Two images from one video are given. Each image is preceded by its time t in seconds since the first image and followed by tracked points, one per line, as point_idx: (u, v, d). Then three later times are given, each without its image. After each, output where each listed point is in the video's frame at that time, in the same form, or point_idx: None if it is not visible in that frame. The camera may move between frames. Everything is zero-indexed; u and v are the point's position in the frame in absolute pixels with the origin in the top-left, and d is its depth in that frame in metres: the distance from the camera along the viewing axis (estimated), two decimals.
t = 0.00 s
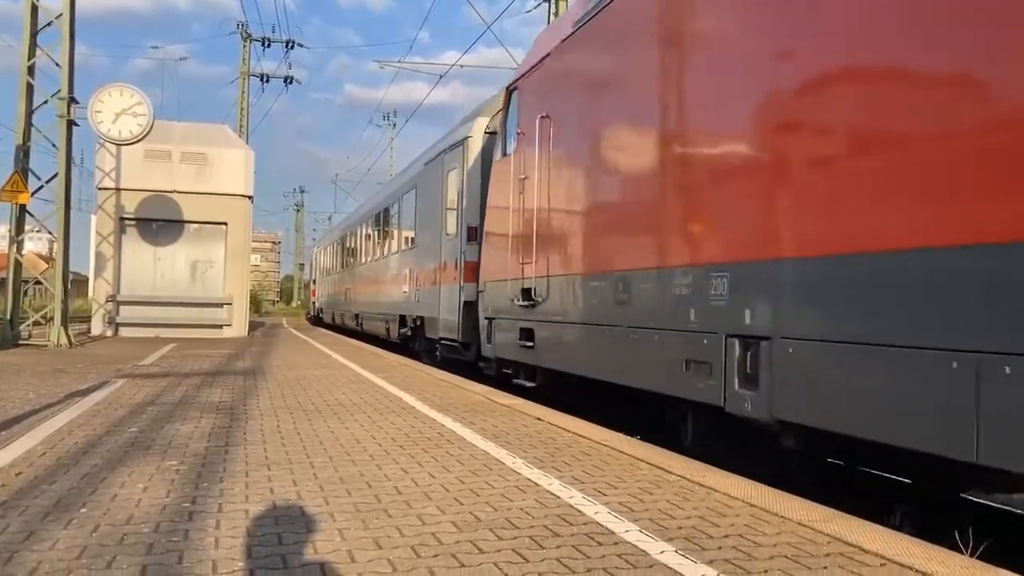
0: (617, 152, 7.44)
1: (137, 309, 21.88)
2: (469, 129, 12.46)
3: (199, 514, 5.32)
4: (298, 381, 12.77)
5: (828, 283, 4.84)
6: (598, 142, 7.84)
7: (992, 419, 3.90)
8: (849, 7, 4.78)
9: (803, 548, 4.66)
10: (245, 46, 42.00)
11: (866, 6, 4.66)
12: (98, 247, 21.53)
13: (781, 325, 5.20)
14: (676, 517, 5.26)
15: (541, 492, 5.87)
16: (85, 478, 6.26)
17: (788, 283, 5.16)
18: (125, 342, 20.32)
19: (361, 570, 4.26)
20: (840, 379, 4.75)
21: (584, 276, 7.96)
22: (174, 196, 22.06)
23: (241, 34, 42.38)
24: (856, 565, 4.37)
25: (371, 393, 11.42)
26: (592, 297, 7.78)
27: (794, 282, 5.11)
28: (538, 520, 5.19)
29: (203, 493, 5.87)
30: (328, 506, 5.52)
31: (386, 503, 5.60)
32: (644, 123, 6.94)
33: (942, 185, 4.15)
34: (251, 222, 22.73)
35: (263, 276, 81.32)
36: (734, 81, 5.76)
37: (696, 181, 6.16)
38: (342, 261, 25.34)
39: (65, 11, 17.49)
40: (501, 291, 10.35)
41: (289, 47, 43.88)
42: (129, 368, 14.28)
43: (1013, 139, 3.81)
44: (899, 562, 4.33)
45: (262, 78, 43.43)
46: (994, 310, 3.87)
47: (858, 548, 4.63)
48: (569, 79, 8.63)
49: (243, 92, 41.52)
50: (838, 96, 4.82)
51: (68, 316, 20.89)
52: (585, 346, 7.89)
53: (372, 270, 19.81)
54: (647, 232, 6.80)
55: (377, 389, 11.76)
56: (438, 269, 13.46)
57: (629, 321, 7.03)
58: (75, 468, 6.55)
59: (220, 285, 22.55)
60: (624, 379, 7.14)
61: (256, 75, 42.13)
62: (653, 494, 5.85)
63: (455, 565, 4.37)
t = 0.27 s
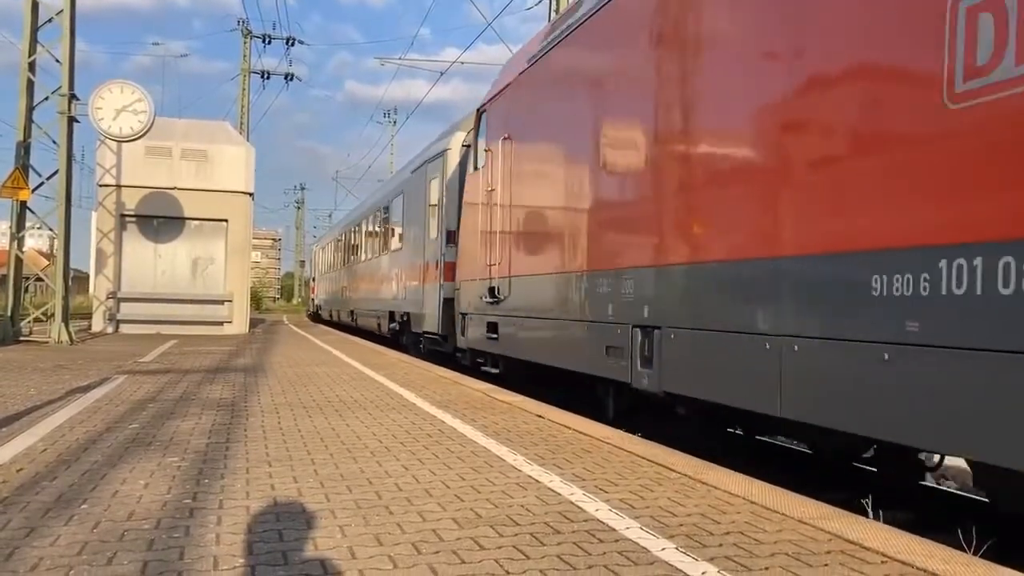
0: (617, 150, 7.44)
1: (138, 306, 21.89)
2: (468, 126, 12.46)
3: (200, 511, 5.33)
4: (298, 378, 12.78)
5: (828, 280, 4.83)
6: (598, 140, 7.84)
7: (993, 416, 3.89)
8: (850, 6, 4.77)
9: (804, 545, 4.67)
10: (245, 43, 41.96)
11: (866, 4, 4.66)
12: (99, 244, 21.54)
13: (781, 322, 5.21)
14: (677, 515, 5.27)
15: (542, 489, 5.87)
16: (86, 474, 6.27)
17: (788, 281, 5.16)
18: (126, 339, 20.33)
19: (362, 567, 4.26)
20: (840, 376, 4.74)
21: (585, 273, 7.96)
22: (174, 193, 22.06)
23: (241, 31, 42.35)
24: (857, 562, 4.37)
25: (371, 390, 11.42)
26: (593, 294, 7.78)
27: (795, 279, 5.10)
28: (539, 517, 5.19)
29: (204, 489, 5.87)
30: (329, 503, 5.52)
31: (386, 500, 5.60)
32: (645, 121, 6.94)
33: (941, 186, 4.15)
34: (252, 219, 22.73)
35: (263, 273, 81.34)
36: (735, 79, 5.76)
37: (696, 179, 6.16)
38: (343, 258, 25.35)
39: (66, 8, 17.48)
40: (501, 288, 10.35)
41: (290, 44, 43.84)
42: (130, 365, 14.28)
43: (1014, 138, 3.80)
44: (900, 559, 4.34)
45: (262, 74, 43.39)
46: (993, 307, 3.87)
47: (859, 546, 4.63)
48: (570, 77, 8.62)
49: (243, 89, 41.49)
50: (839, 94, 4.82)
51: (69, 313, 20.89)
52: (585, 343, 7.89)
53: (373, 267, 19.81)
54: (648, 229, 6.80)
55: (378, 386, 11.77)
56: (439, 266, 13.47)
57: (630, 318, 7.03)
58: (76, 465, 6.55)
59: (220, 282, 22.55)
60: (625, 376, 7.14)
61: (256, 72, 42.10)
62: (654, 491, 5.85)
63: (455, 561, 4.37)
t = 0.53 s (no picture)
0: (618, 147, 7.43)
1: (138, 302, 21.89)
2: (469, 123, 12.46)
3: (201, 507, 5.33)
4: (299, 375, 12.77)
5: (829, 278, 4.82)
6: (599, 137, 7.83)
7: (995, 414, 3.88)
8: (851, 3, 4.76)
9: (805, 542, 4.66)
10: (245, 40, 41.93)
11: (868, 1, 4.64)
12: (99, 241, 21.54)
13: (782, 319, 5.20)
14: (678, 511, 5.26)
15: (543, 486, 5.87)
16: (87, 470, 6.27)
17: (789, 278, 5.15)
18: (126, 336, 20.33)
19: (364, 564, 4.26)
20: (841, 374, 4.74)
21: (586, 270, 7.95)
22: (175, 190, 22.06)
23: (242, 27, 42.29)
24: (858, 559, 4.37)
25: (372, 387, 11.42)
26: (594, 291, 7.77)
27: (795, 276, 5.10)
28: (540, 513, 5.19)
29: (204, 485, 5.87)
30: (330, 499, 5.52)
31: (388, 497, 5.60)
32: (646, 118, 6.93)
33: (942, 185, 4.15)
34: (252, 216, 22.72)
35: (264, 270, 81.33)
36: (736, 76, 5.75)
37: (697, 176, 6.15)
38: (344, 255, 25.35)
39: (66, 4, 17.46)
40: (502, 285, 10.35)
41: (290, 41, 43.79)
42: (130, 361, 14.28)
43: (1015, 135, 3.80)
44: (902, 556, 4.33)
45: (263, 71, 43.35)
46: (993, 305, 3.86)
47: (860, 543, 4.63)
48: (571, 74, 8.61)
49: (244, 86, 41.45)
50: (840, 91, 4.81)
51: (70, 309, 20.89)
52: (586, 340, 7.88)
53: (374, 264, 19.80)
54: (649, 227, 6.79)
55: (379, 383, 11.77)
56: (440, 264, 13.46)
57: (631, 315, 7.03)
58: (77, 461, 6.55)
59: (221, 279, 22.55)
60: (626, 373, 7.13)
61: (257, 68, 42.07)
62: (655, 488, 5.84)
63: (456, 558, 4.37)
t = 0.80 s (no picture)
0: (620, 145, 7.42)
1: (139, 300, 21.89)
2: (470, 121, 12.45)
3: (203, 505, 5.33)
4: (301, 373, 12.78)
5: (830, 277, 4.82)
6: (601, 135, 7.83)
7: (996, 413, 3.88)
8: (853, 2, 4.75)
9: (807, 541, 4.66)
10: (245, 38, 41.90)
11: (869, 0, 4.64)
12: (101, 238, 21.54)
13: (783, 318, 5.20)
14: (679, 510, 5.26)
15: (545, 484, 5.87)
16: (90, 468, 6.28)
17: (789, 277, 5.15)
18: (127, 333, 20.33)
19: (366, 562, 4.27)
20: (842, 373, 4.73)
21: (588, 269, 7.95)
22: (176, 187, 22.06)
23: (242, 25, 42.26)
24: (860, 558, 4.37)
25: (373, 385, 11.42)
26: (596, 289, 7.77)
27: (796, 275, 5.09)
28: (542, 512, 5.19)
29: (206, 483, 5.88)
30: (332, 497, 5.52)
31: (389, 495, 5.60)
32: (647, 117, 6.93)
33: (941, 184, 4.15)
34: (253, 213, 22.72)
35: (265, 268, 81.34)
36: (737, 75, 5.74)
37: (698, 175, 6.15)
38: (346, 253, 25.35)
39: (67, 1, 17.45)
40: (503, 283, 10.35)
41: (291, 39, 43.77)
42: (132, 359, 14.29)
43: (1015, 135, 3.80)
44: (903, 555, 4.33)
45: (264, 69, 43.35)
46: (995, 304, 3.85)
47: (862, 541, 4.63)
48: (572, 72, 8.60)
49: (245, 84, 41.42)
50: (842, 90, 4.80)
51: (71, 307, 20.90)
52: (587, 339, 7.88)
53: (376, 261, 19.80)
54: (650, 225, 6.78)
55: (380, 381, 11.77)
56: (440, 261, 13.46)
57: (632, 314, 7.02)
58: (79, 459, 6.56)
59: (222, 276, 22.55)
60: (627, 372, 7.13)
61: (258, 66, 42.05)
62: (656, 486, 5.84)
63: (458, 556, 4.38)
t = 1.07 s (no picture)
0: (621, 144, 7.43)
1: (141, 298, 21.90)
2: (471, 119, 12.44)
3: (206, 503, 5.34)
4: (303, 371, 12.79)
5: (830, 275, 4.83)
6: (602, 134, 7.82)
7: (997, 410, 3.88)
8: None
9: (809, 538, 4.66)
10: (246, 36, 41.90)
11: None
12: (102, 237, 21.55)
13: (783, 317, 5.20)
14: (682, 508, 5.27)
15: (547, 482, 5.88)
16: (93, 466, 6.29)
17: (790, 275, 5.15)
18: (129, 332, 20.34)
19: (369, 560, 4.27)
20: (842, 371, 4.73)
21: (590, 267, 7.95)
22: (177, 186, 22.07)
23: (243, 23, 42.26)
24: (862, 555, 4.37)
25: (375, 383, 11.43)
26: (597, 288, 7.77)
27: (797, 273, 5.10)
28: (544, 509, 5.20)
29: (209, 481, 5.89)
30: (334, 495, 5.53)
31: (391, 493, 5.61)
32: (648, 115, 6.92)
33: (941, 183, 4.16)
34: (255, 212, 22.72)
35: (266, 266, 81.39)
36: (738, 73, 5.74)
37: (699, 173, 6.15)
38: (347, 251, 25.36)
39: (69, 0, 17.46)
40: (504, 282, 10.34)
41: (292, 37, 43.77)
42: (134, 357, 14.30)
43: (1017, 134, 3.81)
44: (905, 552, 4.33)
45: (266, 67, 43.37)
46: (997, 301, 3.86)
47: (863, 539, 4.63)
48: (573, 70, 8.60)
49: (245, 82, 41.42)
50: (842, 88, 4.80)
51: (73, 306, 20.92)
52: (589, 338, 7.88)
53: (377, 260, 19.80)
54: (651, 224, 6.78)
55: (381, 379, 11.78)
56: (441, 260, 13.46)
57: (632, 313, 7.02)
58: (82, 457, 6.57)
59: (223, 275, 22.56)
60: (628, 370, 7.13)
61: (260, 64, 42.05)
62: (658, 484, 5.85)
63: (461, 554, 4.39)
